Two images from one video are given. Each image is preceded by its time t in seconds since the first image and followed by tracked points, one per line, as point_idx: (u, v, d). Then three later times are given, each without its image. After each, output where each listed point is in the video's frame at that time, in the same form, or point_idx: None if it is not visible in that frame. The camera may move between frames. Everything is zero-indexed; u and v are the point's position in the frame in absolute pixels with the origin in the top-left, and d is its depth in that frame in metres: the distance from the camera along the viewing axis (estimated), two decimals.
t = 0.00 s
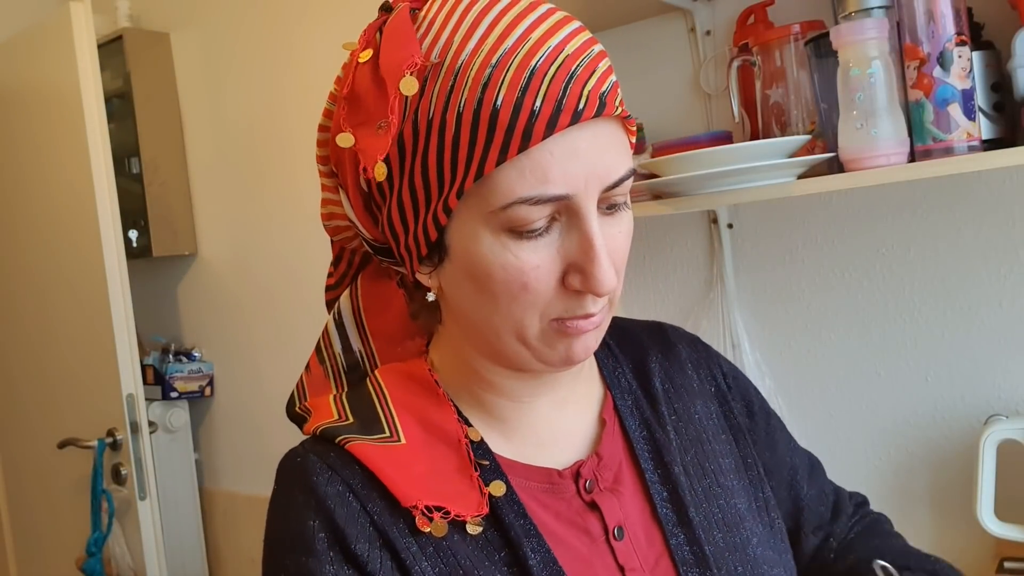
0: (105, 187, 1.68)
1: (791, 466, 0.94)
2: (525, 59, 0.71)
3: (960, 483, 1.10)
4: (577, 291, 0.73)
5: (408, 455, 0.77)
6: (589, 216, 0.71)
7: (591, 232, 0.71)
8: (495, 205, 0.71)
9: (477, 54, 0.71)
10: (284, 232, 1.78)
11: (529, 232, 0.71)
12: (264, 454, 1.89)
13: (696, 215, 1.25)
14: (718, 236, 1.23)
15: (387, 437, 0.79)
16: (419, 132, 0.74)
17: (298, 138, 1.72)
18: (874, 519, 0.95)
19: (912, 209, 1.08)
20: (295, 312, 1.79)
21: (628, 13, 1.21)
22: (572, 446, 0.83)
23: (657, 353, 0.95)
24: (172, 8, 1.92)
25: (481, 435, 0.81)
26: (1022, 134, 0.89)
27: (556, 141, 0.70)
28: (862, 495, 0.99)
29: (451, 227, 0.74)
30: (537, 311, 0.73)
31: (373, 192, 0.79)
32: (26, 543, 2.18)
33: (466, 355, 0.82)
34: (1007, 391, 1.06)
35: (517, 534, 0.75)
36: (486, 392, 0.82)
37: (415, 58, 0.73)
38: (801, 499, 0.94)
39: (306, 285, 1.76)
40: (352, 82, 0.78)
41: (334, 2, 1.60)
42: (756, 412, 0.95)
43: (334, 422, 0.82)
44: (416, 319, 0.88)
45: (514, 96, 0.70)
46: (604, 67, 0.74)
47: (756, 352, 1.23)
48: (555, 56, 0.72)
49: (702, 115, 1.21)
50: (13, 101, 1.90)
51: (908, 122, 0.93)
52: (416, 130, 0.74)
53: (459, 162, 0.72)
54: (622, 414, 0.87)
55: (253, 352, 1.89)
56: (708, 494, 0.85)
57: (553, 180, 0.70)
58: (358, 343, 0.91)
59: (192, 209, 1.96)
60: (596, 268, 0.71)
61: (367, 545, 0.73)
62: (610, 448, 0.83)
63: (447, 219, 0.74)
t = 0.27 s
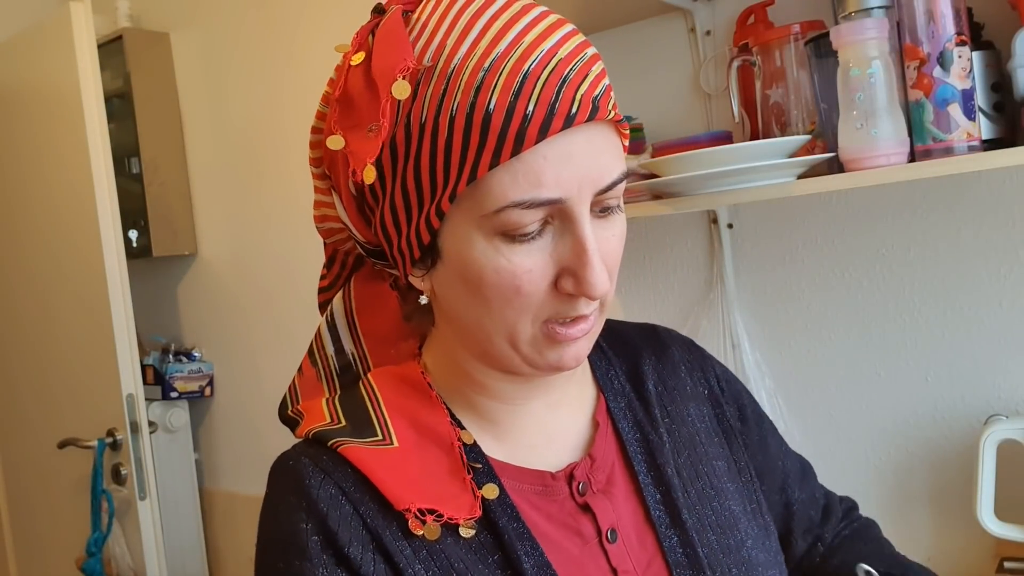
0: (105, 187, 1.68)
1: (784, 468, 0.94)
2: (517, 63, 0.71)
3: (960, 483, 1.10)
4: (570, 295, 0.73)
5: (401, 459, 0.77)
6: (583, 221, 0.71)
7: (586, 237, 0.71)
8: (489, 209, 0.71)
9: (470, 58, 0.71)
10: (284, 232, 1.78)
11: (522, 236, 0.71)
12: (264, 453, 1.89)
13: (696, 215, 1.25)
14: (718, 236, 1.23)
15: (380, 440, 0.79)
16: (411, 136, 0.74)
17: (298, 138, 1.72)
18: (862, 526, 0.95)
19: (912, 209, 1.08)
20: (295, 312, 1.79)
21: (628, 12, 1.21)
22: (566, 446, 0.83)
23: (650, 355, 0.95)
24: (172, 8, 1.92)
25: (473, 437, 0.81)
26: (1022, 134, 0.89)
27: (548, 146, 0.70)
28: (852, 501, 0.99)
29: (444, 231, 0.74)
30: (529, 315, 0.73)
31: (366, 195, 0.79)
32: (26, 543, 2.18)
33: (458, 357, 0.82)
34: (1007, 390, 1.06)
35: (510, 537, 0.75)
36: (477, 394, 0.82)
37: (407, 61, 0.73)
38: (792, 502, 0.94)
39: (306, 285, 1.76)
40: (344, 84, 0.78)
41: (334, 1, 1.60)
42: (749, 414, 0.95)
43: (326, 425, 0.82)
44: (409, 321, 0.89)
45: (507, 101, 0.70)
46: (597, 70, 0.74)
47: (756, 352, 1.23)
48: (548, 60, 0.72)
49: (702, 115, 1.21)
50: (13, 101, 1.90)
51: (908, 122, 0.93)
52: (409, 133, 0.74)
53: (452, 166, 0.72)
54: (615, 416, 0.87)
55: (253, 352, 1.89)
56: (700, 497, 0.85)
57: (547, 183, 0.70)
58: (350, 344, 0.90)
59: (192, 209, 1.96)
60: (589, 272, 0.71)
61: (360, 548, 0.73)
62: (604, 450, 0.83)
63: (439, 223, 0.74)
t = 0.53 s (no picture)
0: (105, 187, 1.68)
1: (779, 467, 0.94)
2: (520, 65, 0.71)
3: (960, 483, 1.10)
4: (571, 299, 0.73)
5: (399, 463, 0.77)
6: (586, 225, 0.71)
7: (588, 240, 0.71)
8: (492, 214, 0.71)
9: (472, 59, 0.71)
10: (284, 232, 1.78)
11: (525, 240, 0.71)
12: (264, 453, 1.89)
13: (696, 215, 1.25)
14: (718, 237, 1.23)
15: (376, 445, 0.79)
16: (412, 139, 0.73)
17: (298, 138, 1.72)
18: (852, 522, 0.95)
19: (912, 209, 1.08)
20: (295, 312, 1.79)
21: (628, 13, 1.21)
22: (564, 448, 0.83)
23: (646, 355, 0.95)
24: (172, 8, 1.92)
25: (470, 440, 0.81)
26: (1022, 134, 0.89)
27: (553, 148, 0.70)
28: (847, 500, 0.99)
29: (445, 234, 0.74)
30: (529, 318, 0.73)
31: (365, 197, 0.79)
32: (26, 543, 2.18)
33: (455, 358, 0.82)
34: (1007, 390, 1.06)
35: (509, 543, 0.74)
36: (475, 396, 0.82)
37: (408, 62, 0.72)
38: (789, 500, 0.94)
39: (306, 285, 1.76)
40: (341, 84, 0.77)
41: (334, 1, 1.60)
42: (745, 413, 0.95)
43: (321, 430, 0.82)
44: (404, 322, 0.88)
45: (511, 104, 0.70)
46: (599, 71, 0.74)
47: (756, 352, 1.23)
48: (551, 62, 0.72)
49: (702, 115, 1.21)
50: (14, 101, 1.90)
51: (908, 122, 0.93)
52: (410, 136, 0.74)
53: (453, 168, 0.72)
54: (612, 417, 0.87)
55: (253, 352, 1.89)
56: (698, 498, 0.85)
57: (550, 187, 0.70)
58: (343, 346, 0.91)
59: (192, 209, 1.96)
60: (592, 277, 0.71)
61: (357, 555, 0.73)
62: (602, 451, 0.83)
63: (440, 226, 0.74)
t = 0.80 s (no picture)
0: (105, 187, 1.68)
1: (778, 465, 0.94)
2: (525, 69, 0.71)
3: (960, 483, 1.10)
4: (573, 304, 0.73)
5: (398, 468, 0.77)
6: (589, 231, 0.71)
7: (590, 246, 0.71)
8: (495, 221, 0.71)
9: (476, 62, 0.71)
10: (284, 233, 1.78)
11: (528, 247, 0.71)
12: (264, 453, 1.89)
13: (696, 215, 1.25)
14: (718, 237, 1.23)
15: (376, 449, 0.78)
16: (414, 142, 0.73)
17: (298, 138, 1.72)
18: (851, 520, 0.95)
19: (912, 209, 1.08)
20: (295, 312, 1.79)
21: (628, 13, 1.21)
22: (563, 450, 0.83)
23: (644, 354, 0.95)
24: (172, 8, 1.92)
25: (469, 443, 0.81)
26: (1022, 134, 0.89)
27: (558, 155, 0.70)
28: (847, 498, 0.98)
29: (445, 238, 0.74)
30: (529, 322, 0.73)
31: (363, 198, 0.79)
32: (26, 542, 2.18)
33: (455, 360, 0.82)
34: (1007, 390, 1.06)
35: (510, 548, 0.74)
36: (473, 397, 0.82)
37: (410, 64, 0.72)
38: (789, 499, 0.94)
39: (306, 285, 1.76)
40: (341, 84, 0.77)
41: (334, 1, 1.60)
42: (744, 412, 0.95)
43: (319, 434, 0.81)
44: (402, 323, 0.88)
45: (515, 108, 0.70)
46: (603, 75, 0.75)
47: (756, 351, 1.23)
48: (556, 65, 0.72)
49: (702, 115, 1.21)
50: (14, 101, 1.90)
51: (908, 122, 0.93)
52: (412, 139, 0.73)
53: (454, 171, 0.72)
54: (611, 417, 0.87)
55: (253, 352, 1.89)
56: (697, 498, 0.85)
57: (555, 194, 0.70)
58: (339, 345, 0.91)
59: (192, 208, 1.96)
60: (594, 282, 0.71)
61: (358, 563, 0.72)
62: (601, 453, 0.83)
63: (440, 230, 0.74)
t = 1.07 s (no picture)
0: (105, 187, 1.68)
1: (781, 466, 0.94)
2: (528, 75, 0.71)
3: (960, 483, 1.10)
4: (574, 310, 0.73)
5: (399, 468, 0.77)
6: (592, 239, 0.71)
7: (593, 253, 0.71)
8: (497, 229, 0.71)
9: (478, 68, 0.71)
10: (284, 233, 1.78)
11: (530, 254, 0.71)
12: (264, 453, 1.89)
13: (696, 215, 1.25)
14: (718, 237, 1.23)
15: (376, 449, 0.78)
16: (416, 147, 0.73)
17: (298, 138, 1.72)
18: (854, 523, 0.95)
19: (912, 209, 1.08)
20: (294, 312, 1.79)
21: (628, 12, 1.21)
22: (564, 451, 0.83)
23: (646, 354, 0.95)
24: (172, 8, 1.92)
25: (470, 443, 0.81)
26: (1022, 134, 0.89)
27: (561, 164, 0.70)
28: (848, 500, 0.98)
29: (445, 244, 0.74)
30: (532, 328, 0.73)
31: (364, 203, 0.79)
32: (26, 542, 2.18)
33: (456, 362, 0.82)
34: (1007, 390, 1.06)
35: (511, 549, 0.74)
36: (474, 398, 0.82)
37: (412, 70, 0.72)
38: (791, 500, 0.94)
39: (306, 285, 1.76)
40: (342, 88, 0.77)
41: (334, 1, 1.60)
42: (746, 412, 0.96)
43: (319, 433, 0.81)
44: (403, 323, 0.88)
45: (518, 116, 0.70)
46: (607, 80, 0.75)
47: (756, 351, 1.23)
48: (560, 72, 0.72)
49: (702, 115, 1.21)
50: (14, 101, 1.90)
51: (908, 122, 0.93)
52: (414, 144, 0.73)
53: (456, 178, 0.72)
54: (613, 417, 0.87)
55: (253, 352, 1.89)
56: (700, 499, 0.85)
57: (557, 203, 0.70)
58: (339, 343, 0.91)
59: (192, 208, 1.96)
60: (597, 288, 0.71)
61: (358, 563, 0.72)
62: (603, 453, 0.83)
63: (442, 236, 0.74)
